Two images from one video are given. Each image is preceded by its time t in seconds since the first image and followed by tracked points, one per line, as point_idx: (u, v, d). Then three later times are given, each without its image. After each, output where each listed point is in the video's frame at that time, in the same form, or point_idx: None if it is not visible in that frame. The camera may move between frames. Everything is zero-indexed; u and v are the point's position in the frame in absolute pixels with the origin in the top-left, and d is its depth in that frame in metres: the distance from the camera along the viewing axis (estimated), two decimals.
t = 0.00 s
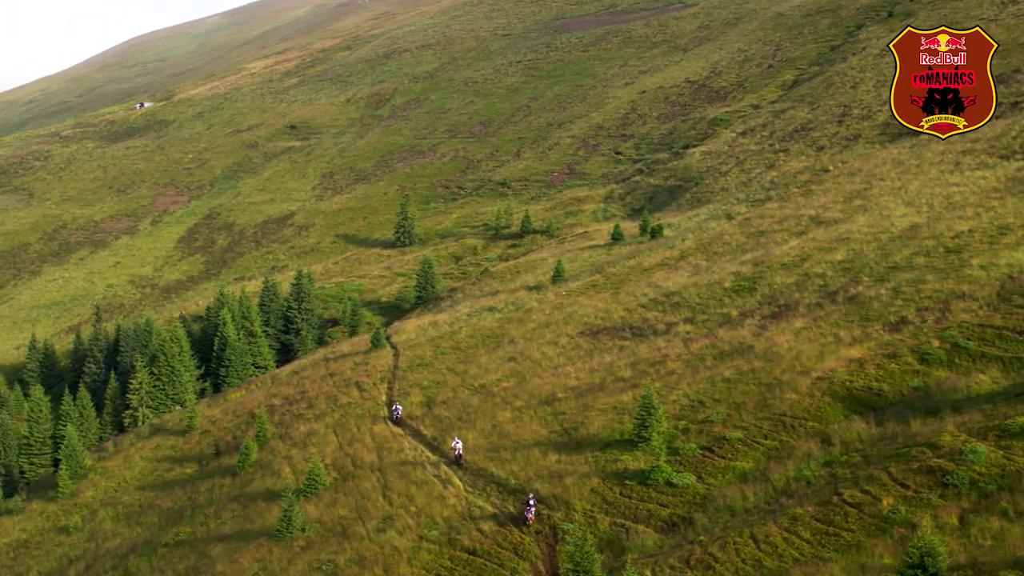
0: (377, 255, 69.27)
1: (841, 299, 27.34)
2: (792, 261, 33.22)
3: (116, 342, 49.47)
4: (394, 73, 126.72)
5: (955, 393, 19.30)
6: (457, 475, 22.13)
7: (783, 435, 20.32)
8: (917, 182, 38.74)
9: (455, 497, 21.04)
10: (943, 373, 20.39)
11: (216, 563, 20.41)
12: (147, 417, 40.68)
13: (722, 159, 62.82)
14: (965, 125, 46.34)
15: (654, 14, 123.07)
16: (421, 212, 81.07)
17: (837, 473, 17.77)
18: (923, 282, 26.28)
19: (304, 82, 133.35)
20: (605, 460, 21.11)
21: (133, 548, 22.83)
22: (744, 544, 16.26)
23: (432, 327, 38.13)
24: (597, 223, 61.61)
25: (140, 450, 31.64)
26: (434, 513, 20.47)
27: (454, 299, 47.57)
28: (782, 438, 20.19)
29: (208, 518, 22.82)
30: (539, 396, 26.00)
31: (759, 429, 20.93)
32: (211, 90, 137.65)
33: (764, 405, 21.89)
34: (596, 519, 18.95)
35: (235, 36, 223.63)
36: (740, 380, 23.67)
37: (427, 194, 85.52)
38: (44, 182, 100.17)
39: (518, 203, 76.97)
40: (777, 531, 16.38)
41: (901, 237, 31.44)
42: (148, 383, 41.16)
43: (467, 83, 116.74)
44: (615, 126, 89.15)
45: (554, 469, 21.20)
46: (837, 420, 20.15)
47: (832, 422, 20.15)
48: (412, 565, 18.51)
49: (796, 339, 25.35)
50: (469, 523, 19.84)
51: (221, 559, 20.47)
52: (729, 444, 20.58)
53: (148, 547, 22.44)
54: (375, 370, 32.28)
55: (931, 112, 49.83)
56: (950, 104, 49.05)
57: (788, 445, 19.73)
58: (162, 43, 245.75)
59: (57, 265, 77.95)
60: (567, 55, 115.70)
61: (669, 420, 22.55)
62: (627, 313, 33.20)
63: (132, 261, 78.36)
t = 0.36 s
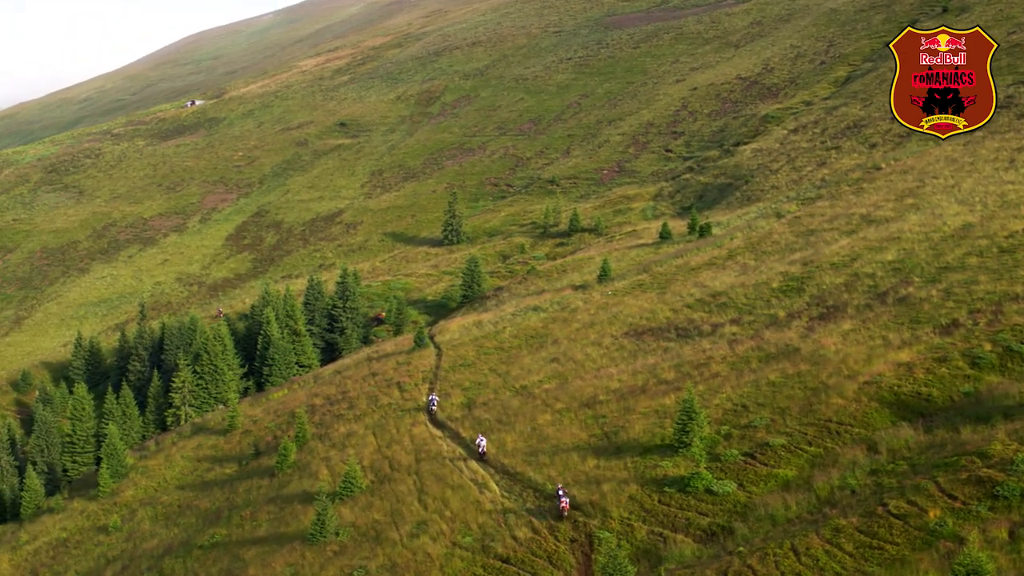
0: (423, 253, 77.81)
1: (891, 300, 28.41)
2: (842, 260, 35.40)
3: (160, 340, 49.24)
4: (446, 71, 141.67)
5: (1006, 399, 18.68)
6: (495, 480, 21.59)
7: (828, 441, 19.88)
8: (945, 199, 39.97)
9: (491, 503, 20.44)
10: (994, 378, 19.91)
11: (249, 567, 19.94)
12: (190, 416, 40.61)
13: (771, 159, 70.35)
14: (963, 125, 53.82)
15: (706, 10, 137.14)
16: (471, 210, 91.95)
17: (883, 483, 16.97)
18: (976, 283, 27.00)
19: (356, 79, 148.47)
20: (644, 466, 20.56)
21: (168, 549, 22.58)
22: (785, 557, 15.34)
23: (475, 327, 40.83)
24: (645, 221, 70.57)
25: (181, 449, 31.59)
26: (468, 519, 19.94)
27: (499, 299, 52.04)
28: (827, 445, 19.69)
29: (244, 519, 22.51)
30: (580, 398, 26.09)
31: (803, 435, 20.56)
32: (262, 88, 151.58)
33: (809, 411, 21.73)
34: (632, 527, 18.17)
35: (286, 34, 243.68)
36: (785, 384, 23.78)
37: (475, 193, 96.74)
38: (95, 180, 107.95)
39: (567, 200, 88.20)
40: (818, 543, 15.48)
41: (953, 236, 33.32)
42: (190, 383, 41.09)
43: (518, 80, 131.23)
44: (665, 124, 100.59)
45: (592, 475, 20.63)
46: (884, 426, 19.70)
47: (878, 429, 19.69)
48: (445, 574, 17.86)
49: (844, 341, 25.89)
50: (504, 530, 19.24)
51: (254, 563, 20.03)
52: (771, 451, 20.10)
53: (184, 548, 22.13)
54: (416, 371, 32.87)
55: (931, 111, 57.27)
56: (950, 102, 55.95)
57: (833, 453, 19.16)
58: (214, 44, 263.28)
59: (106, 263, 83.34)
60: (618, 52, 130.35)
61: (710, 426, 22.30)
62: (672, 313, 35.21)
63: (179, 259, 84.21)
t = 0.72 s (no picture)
0: (456, 253, 77.51)
1: (926, 303, 27.54)
2: (877, 261, 34.66)
3: (189, 340, 49.66)
4: (484, 68, 143.98)
5: None
6: (515, 486, 20.88)
7: (859, 449, 19.17)
8: (983, 198, 38.90)
9: (510, 509, 19.68)
10: None
11: (265, 571, 19.66)
12: (217, 416, 40.80)
13: (808, 157, 70.41)
14: (965, 126, 56.30)
15: (743, 7, 136.48)
16: (505, 208, 92.63)
17: (913, 493, 16.16)
18: (1014, 285, 25.99)
19: (391, 78, 151.29)
20: (668, 472, 19.74)
21: (189, 552, 22.65)
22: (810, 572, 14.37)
23: (504, 328, 40.82)
24: (680, 219, 71.09)
25: (207, 450, 31.90)
26: (487, 526, 19.06)
27: (530, 299, 51.58)
28: (857, 453, 18.97)
29: (264, 523, 22.39)
30: (606, 402, 25.61)
31: (833, 443, 19.89)
32: (298, 86, 154.85)
33: (840, 418, 21.07)
34: (654, 537, 17.20)
35: (322, 34, 247.97)
36: (814, 391, 23.21)
37: (511, 190, 97.32)
38: (130, 178, 110.42)
39: (602, 197, 88.19)
40: (844, 557, 14.56)
41: (992, 236, 32.26)
42: (218, 383, 41.26)
43: (554, 78, 131.79)
44: (702, 121, 100.24)
45: (614, 481, 19.81)
46: (917, 434, 18.91)
47: (911, 437, 18.90)
48: None
49: (876, 346, 25.12)
50: (522, 538, 18.36)
51: (271, 568, 19.73)
52: (800, 460, 19.40)
53: (204, 552, 22.18)
54: (443, 372, 32.74)
55: (931, 111, 58.31)
56: (950, 102, 56.96)
57: (863, 462, 18.41)
58: (251, 44, 268.30)
59: (140, 262, 84.76)
60: (657, 49, 129.81)
61: (736, 433, 21.74)
62: (703, 315, 34.87)
63: (213, 258, 85.45)
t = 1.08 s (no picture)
0: (467, 252, 77.57)
1: (937, 305, 27.03)
2: (889, 261, 34.13)
3: (196, 340, 49.90)
4: (497, 65, 143.89)
5: None
6: (514, 492, 20.68)
7: (864, 457, 18.88)
8: (997, 197, 38.18)
9: (508, 516, 19.47)
10: None
11: None
12: (222, 417, 40.98)
13: (822, 155, 69.67)
14: (965, 126, 56.81)
15: (759, 5, 135.21)
16: (517, 207, 92.52)
17: (920, 504, 15.81)
18: None
19: (404, 76, 151.59)
20: (669, 480, 19.49)
21: (188, 556, 22.66)
22: None
23: (512, 329, 40.65)
24: (692, 219, 70.67)
25: (210, 451, 32.07)
26: (484, 534, 18.83)
27: (539, 299, 51.44)
28: (863, 461, 18.67)
29: (262, 528, 22.32)
30: (610, 406, 25.37)
31: (839, 451, 19.56)
32: (312, 84, 155.50)
33: (847, 424, 20.74)
34: (653, 548, 16.91)
35: (338, 32, 248.73)
36: (821, 396, 22.84)
37: (524, 189, 97.15)
38: (142, 176, 111.43)
39: (615, 196, 87.88)
40: (848, 572, 14.21)
41: (1007, 236, 31.63)
42: (223, 383, 41.48)
43: (568, 75, 131.30)
44: (715, 119, 99.37)
45: (614, 489, 19.57)
46: (925, 442, 18.57)
47: (918, 445, 18.55)
48: None
49: (885, 349, 24.69)
50: (519, 547, 18.10)
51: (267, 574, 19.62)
52: (804, 468, 19.09)
53: (202, 556, 22.17)
54: (447, 374, 32.57)
55: (931, 111, 57.53)
56: (949, 102, 56.39)
57: (869, 470, 18.07)
58: (266, 42, 269.78)
59: (150, 261, 85.48)
60: (671, 47, 128.95)
61: (740, 440, 21.45)
62: (711, 316, 34.49)
63: (223, 257, 86.00)
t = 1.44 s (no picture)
0: (477, 250, 77.52)
1: (949, 307, 26.53)
2: (901, 261, 33.59)
3: (201, 339, 50.25)
4: (510, 62, 143.66)
5: None
6: (513, 498, 20.50)
7: (870, 465, 18.54)
8: (1012, 196, 37.45)
9: (505, 522, 19.29)
10: None
11: None
12: (226, 416, 41.30)
13: (835, 152, 68.86)
14: (965, 126, 57.02)
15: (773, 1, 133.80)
16: (528, 204, 92.38)
17: (927, 515, 15.48)
18: None
19: (417, 73, 151.75)
20: (671, 486, 19.26)
21: (186, 559, 22.69)
22: None
23: (518, 329, 40.50)
24: (703, 217, 70.16)
25: (213, 452, 32.24)
26: (479, 542, 18.65)
27: (548, 298, 51.24)
28: (869, 469, 18.34)
29: (259, 532, 22.29)
30: (613, 409, 25.17)
31: (844, 458, 19.25)
32: (324, 81, 156.03)
33: (854, 430, 20.39)
34: (650, 558, 16.69)
35: (353, 29, 249.38)
36: (828, 400, 22.49)
37: (535, 186, 96.92)
38: (152, 173, 112.38)
39: (626, 194, 87.48)
40: None
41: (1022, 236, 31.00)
42: (227, 383, 41.75)
43: (581, 72, 130.86)
44: (728, 116, 98.57)
45: (614, 496, 19.36)
46: (934, 449, 18.21)
47: (926, 453, 18.19)
48: None
49: (894, 352, 24.28)
50: (514, 555, 17.92)
51: None
52: (808, 476, 18.80)
53: (199, 560, 22.17)
54: (451, 374, 32.44)
55: (932, 111, 58.65)
56: (950, 102, 57.13)
57: (875, 479, 17.74)
58: (281, 39, 271.07)
59: (159, 258, 86.21)
60: (685, 44, 127.98)
61: (744, 446, 21.18)
62: (719, 317, 34.13)
63: (232, 255, 86.53)
